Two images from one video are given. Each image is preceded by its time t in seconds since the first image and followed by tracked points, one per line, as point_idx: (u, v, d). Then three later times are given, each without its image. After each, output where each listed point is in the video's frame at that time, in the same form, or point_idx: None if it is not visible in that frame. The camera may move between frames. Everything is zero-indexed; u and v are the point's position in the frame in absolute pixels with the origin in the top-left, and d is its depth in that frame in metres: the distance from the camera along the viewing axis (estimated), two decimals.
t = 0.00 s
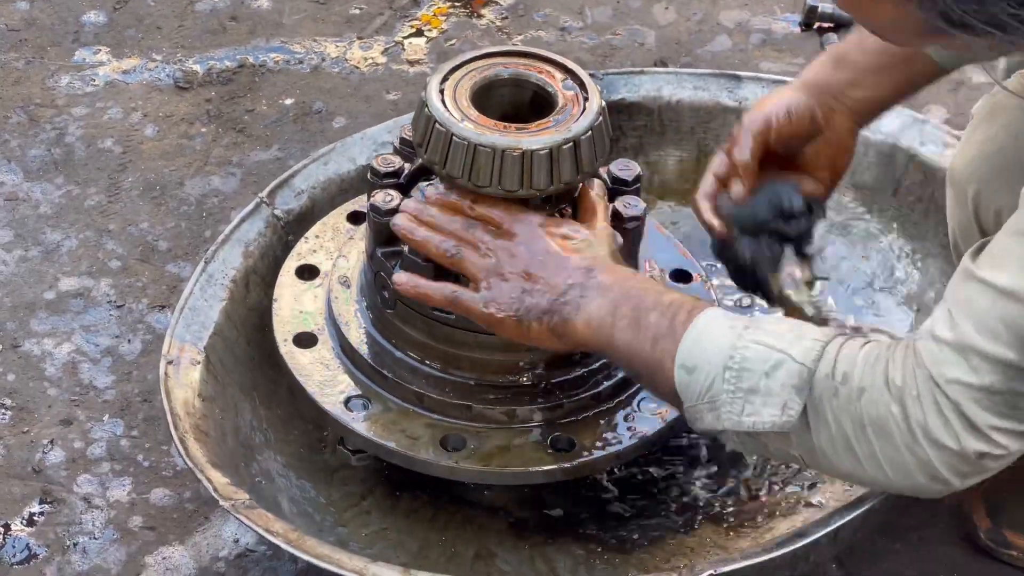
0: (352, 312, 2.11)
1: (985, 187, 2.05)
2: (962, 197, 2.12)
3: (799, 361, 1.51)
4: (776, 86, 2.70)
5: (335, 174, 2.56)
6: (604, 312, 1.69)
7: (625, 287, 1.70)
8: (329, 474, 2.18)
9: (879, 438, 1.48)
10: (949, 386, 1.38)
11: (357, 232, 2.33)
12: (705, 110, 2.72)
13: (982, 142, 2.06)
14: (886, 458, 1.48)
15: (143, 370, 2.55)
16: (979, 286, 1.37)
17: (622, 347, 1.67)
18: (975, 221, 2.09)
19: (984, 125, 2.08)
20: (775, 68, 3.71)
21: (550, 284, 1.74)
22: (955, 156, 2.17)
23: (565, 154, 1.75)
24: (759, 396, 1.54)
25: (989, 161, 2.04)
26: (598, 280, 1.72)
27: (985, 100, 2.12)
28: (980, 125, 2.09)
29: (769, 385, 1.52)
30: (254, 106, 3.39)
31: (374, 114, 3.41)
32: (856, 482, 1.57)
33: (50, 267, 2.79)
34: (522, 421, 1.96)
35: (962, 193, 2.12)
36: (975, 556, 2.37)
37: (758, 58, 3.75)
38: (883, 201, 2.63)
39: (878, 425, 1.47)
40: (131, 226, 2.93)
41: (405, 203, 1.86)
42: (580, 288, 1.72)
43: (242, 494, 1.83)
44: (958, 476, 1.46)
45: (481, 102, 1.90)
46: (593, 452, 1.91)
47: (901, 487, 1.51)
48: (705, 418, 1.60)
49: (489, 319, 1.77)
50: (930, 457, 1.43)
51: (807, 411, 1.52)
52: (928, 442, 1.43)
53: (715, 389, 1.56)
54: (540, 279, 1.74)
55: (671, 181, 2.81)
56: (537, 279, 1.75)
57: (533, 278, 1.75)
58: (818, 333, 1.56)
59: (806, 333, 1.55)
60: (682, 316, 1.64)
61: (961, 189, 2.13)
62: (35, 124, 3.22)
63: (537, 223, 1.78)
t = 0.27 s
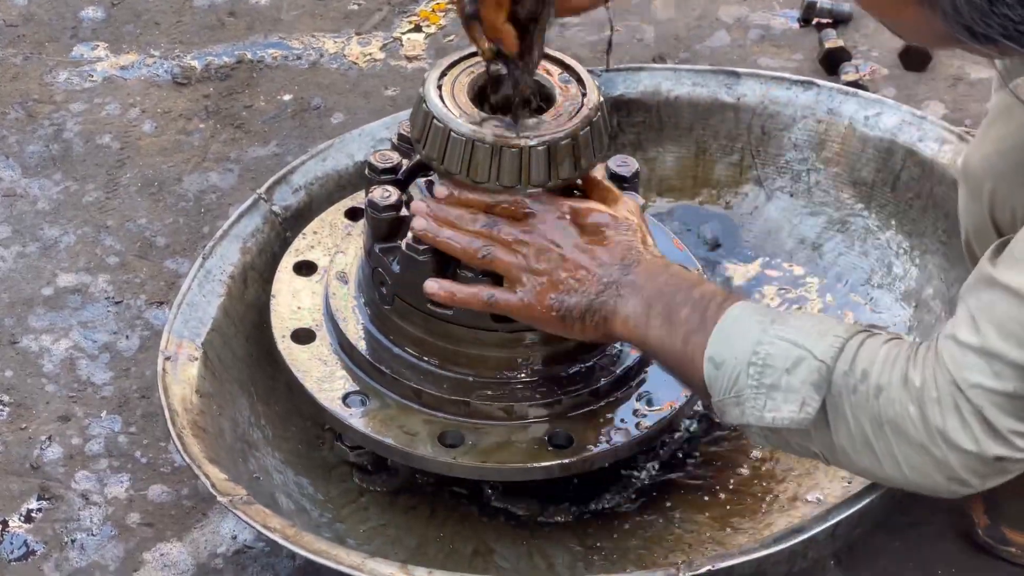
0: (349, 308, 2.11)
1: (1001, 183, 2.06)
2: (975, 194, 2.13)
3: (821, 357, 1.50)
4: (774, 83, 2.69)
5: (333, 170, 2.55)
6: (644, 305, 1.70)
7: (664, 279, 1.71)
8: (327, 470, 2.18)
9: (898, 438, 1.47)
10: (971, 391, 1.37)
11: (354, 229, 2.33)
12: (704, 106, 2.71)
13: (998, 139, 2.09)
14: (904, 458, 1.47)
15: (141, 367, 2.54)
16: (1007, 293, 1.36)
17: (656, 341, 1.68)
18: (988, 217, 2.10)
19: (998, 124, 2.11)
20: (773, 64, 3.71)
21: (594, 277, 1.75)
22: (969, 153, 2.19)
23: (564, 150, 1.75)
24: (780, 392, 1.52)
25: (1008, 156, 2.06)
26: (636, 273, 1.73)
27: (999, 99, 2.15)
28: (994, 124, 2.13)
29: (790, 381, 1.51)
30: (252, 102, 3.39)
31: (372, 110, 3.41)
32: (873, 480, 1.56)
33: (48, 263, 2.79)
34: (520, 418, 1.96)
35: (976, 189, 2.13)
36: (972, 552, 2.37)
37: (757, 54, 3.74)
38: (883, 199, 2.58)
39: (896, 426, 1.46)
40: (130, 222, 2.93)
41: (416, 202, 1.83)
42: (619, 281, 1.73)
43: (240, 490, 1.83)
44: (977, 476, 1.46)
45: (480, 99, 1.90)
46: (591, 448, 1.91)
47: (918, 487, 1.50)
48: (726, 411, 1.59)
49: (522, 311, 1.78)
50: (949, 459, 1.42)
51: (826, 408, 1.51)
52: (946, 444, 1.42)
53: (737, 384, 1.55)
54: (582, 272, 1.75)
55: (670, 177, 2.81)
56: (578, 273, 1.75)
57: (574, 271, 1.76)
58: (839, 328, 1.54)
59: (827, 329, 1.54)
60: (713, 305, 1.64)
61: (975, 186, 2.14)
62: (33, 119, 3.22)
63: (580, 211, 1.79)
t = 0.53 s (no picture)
0: (350, 310, 2.10)
1: (985, 195, 2.02)
2: (962, 205, 2.10)
3: (801, 370, 1.49)
4: (776, 78, 2.69)
5: (334, 168, 2.55)
6: (619, 330, 1.67)
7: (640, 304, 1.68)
8: (327, 471, 2.18)
9: (886, 441, 1.44)
10: (949, 389, 1.35)
11: (355, 227, 2.33)
12: (705, 101, 2.71)
13: (985, 149, 2.03)
14: (896, 460, 1.45)
15: (142, 364, 2.54)
16: (978, 288, 1.33)
17: (636, 367, 1.65)
18: (976, 228, 2.08)
19: (987, 133, 2.05)
20: (775, 62, 3.70)
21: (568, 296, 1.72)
22: (956, 163, 2.14)
23: (565, 154, 1.76)
24: (765, 409, 1.51)
25: (990, 168, 2.00)
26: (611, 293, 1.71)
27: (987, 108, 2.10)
28: (982, 134, 2.06)
29: (774, 397, 1.50)
30: (253, 99, 3.38)
31: (373, 108, 3.40)
32: (869, 483, 1.54)
33: (49, 260, 2.79)
34: (521, 422, 1.96)
35: (963, 201, 2.09)
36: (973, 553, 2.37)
37: (759, 53, 3.73)
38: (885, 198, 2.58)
39: (883, 429, 1.44)
40: (130, 220, 2.93)
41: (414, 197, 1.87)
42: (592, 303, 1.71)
43: (240, 497, 1.83)
44: (968, 471, 1.43)
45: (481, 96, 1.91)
46: (592, 453, 1.91)
47: (912, 485, 1.48)
48: (717, 429, 1.58)
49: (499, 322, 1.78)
50: (937, 458, 1.40)
51: (812, 420, 1.50)
52: (933, 444, 1.39)
53: (722, 401, 1.54)
54: (557, 288, 1.73)
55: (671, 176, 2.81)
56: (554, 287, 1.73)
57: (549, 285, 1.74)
58: (819, 337, 1.53)
59: (806, 340, 1.52)
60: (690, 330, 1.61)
61: (961, 197, 2.10)
62: (34, 117, 3.22)
63: (556, 232, 1.77)
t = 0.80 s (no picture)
0: (352, 307, 2.10)
1: (997, 188, 2.02)
2: (977, 196, 2.09)
3: (821, 368, 1.50)
4: (779, 81, 2.68)
5: (336, 167, 2.55)
6: (633, 323, 1.68)
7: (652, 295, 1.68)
8: (329, 468, 2.18)
9: (904, 440, 1.46)
10: (965, 391, 1.37)
11: (357, 226, 2.33)
12: (709, 104, 2.71)
13: (995, 144, 2.03)
14: (914, 458, 1.47)
15: (144, 364, 2.54)
16: (995, 289, 1.35)
17: (652, 359, 1.68)
18: (989, 219, 2.06)
19: (997, 127, 2.04)
20: (778, 63, 3.69)
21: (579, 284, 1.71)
22: (972, 153, 2.13)
23: (576, 148, 1.75)
24: (784, 406, 1.54)
25: (1002, 162, 2.00)
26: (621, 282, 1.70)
27: (1005, 96, 2.08)
28: (996, 127, 2.05)
29: (792, 395, 1.52)
30: (255, 99, 3.38)
31: (376, 107, 3.40)
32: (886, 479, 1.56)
33: (51, 259, 2.79)
34: (522, 418, 1.96)
35: (977, 193, 2.08)
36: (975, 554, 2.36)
37: (762, 53, 3.73)
38: (888, 198, 2.58)
39: (902, 428, 1.45)
40: (133, 219, 2.93)
41: (421, 200, 1.83)
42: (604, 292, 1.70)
43: (242, 489, 1.83)
44: (984, 469, 1.45)
45: (484, 99, 1.89)
46: (594, 449, 1.91)
47: (930, 482, 1.50)
48: (734, 423, 1.61)
49: (510, 319, 1.77)
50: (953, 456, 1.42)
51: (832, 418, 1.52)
52: (950, 441, 1.41)
53: (741, 397, 1.57)
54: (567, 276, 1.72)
55: (673, 176, 2.80)
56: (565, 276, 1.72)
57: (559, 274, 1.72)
58: (838, 333, 1.54)
59: (825, 337, 1.53)
60: (706, 326, 1.63)
61: (976, 189, 2.09)
62: (37, 116, 3.22)
63: (567, 223, 1.74)
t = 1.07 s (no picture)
0: (353, 310, 2.10)
1: (999, 185, 2.01)
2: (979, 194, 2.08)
3: (830, 386, 1.51)
4: (781, 77, 2.69)
5: (337, 168, 2.55)
6: (635, 340, 1.70)
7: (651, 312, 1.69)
8: (330, 469, 2.18)
9: (919, 453, 1.46)
10: (980, 405, 1.37)
11: (359, 227, 2.34)
12: (710, 101, 2.71)
13: (1000, 141, 2.03)
14: (931, 471, 1.48)
15: (146, 363, 2.55)
16: (1005, 300, 1.35)
17: (652, 375, 1.69)
18: (990, 217, 2.04)
19: (998, 127, 2.06)
20: (780, 63, 3.69)
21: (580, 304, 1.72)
22: (973, 155, 2.13)
23: (576, 153, 1.74)
24: (796, 425, 1.56)
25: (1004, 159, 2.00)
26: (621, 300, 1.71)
27: (1006, 99, 2.10)
28: (1001, 125, 2.05)
29: (804, 413, 1.54)
30: (258, 98, 3.39)
31: (378, 107, 3.40)
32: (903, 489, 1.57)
33: (53, 258, 2.79)
34: (524, 422, 1.95)
35: (980, 192, 2.07)
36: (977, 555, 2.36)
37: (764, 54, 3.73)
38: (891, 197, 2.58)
39: (917, 442, 1.46)
40: (135, 218, 2.93)
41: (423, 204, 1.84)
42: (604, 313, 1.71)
43: (244, 494, 1.83)
44: (1001, 476, 1.45)
45: (485, 103, 1.89)
46: (596, 453, 1.90)
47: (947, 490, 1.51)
48: (746, 439, 1.63)
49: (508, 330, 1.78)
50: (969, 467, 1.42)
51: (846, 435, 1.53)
52: (966, 453, 1.41)
53: (752, 414, 1.59)
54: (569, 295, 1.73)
55: (675, 176, 2.80)
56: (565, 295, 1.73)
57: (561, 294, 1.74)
58: (846, 346, 1.54)
59: (833, 352, 1.54)
60: (706, 342, 1.64)
61: (978, 188, 2.08)
62: (39, 115, 3.22)
63: (564, 237, 1.74)
